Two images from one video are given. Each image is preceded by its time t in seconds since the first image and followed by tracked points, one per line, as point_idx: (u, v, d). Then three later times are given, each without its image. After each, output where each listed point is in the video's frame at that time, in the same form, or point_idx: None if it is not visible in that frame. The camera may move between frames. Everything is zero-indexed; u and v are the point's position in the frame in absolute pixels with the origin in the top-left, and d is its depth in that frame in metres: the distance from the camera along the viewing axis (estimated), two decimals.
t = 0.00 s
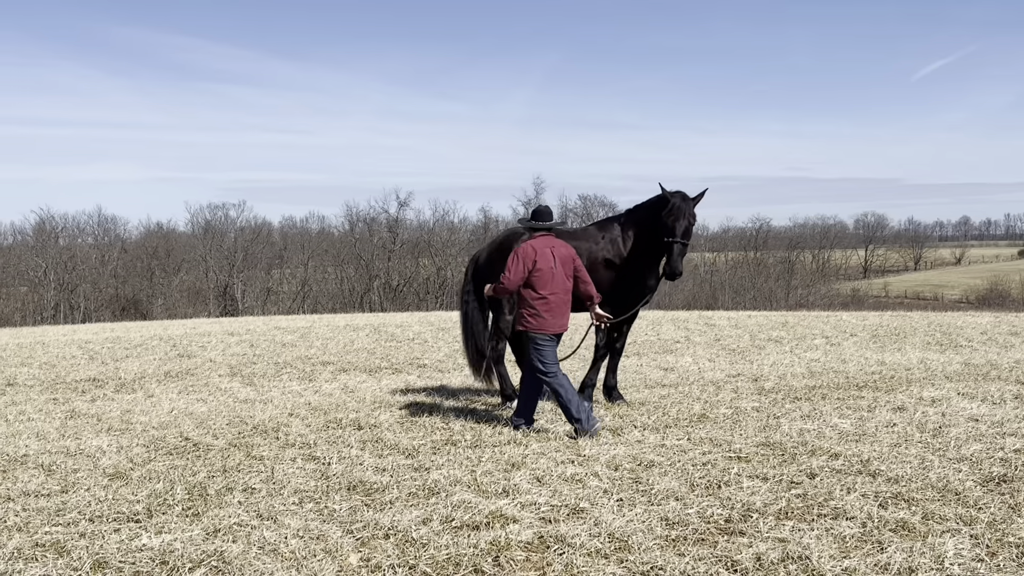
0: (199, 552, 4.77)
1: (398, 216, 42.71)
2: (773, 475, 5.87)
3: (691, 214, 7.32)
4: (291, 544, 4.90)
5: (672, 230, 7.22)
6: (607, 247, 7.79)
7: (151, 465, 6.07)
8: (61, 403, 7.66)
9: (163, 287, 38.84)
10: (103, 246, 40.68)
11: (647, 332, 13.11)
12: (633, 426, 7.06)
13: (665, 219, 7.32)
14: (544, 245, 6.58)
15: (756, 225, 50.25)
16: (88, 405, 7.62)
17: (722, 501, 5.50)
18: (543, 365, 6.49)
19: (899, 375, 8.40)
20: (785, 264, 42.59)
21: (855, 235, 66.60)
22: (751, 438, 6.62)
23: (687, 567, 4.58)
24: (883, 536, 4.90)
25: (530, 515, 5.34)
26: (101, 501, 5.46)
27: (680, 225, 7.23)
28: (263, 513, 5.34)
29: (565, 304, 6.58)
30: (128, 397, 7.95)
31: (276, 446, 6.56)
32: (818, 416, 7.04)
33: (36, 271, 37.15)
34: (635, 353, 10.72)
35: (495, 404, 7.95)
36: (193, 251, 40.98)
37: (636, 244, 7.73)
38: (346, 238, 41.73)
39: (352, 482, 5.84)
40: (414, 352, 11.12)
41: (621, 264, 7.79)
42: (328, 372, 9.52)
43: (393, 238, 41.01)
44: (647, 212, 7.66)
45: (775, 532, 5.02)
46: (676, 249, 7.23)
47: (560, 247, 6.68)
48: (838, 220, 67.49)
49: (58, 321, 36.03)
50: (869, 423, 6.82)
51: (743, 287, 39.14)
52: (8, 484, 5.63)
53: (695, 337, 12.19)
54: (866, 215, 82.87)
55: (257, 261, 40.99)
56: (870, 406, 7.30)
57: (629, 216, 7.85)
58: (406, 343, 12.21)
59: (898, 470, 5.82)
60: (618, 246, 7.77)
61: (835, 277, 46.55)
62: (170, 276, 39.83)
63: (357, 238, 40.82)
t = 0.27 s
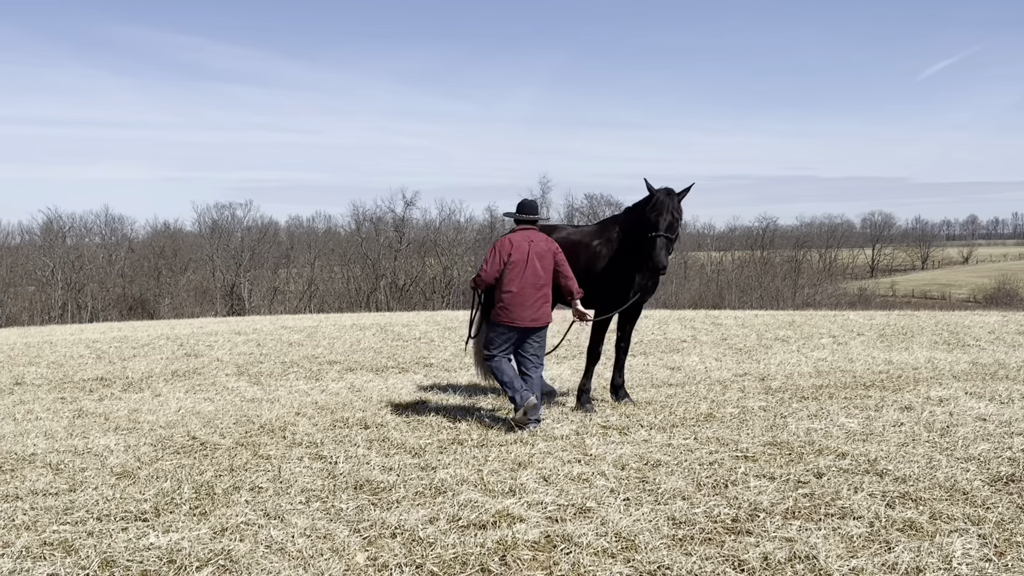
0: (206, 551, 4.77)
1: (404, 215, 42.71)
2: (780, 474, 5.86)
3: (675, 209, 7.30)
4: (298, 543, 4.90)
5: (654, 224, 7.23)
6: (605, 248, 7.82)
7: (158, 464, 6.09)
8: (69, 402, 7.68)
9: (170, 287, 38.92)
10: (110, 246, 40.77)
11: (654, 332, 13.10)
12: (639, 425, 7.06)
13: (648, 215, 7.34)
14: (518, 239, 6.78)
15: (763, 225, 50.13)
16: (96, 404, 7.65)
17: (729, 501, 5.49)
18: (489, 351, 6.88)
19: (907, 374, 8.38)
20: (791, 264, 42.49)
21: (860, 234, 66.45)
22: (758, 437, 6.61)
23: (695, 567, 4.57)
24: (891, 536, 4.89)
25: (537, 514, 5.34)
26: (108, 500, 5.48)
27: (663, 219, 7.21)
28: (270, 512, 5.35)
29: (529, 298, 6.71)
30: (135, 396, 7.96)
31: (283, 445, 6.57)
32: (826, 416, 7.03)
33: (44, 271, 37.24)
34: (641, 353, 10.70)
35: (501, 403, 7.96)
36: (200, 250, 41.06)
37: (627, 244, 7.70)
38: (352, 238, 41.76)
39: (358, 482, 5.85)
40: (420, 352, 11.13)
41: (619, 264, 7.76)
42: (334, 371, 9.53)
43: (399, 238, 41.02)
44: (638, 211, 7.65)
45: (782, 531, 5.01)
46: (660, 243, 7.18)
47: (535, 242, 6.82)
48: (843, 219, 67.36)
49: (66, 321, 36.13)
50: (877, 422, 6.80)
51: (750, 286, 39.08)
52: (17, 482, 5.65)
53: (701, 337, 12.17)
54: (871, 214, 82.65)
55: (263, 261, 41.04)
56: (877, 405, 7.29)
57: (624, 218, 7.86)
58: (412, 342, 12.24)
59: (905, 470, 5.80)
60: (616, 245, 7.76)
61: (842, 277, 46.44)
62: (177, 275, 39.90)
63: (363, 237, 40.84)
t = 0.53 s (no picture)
0: (214, 550, 4.78)
1: (411, 215, 42.74)
2: (788, 474, 5.85)
3: (649, 200, 7.13)
4: (305, 542, 4.91)
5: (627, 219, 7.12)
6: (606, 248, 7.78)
7: (166, 463, 6.10)
8: (77, 402, 7.70)
9: (178, 287, 38.98)
10: (118, 245, 40.85)
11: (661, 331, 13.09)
12: (646, 425, 7.06)
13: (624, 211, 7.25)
14: (486, 239, 6.83)
15: (770, 224, 50.01)
16: (104, 404, 7.66)
17: (736, 501, 5.48)
18: (473, 353, 6.89)
19: (915, 374, 8.35)
20: (799, 264, 42.42)
21: (866, 234, 66.30)
22: (765, 437, 6.60)
23: (702, 567, 4.57)
24: (899, 536, 4.88)
25: (544, 514, 5.34)
26: (117, 499, 5.49)
27: (636, 212, 7.08)
28: (278, 512, 5.36)
29: (494, 297, 6.72)
30: (143, 396, 7.98)
31: (290, 444, 6.58)
32: (833, 416, 7.02)
33: (52, 271, 37.34)
34: (648, 352, 10.69)
35: (507, 403, 7.96)
36: (209, 251, 41.21)
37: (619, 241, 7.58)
38: (360, 239, 41.82)
39: (366, 481, 5.85)
40: (427, 352, 11.14)
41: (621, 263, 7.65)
42: (341, 370, 9.55)
43: (406, 238, 41.07)
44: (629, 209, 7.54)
45: (790, 531, 5.00)
46: (633, 237, 7.05)
47: (503, 240, 6.81)
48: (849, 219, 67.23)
49: (74, 321, 36.23)
50: (885, 422, 6.79)
51: (757, 285, 39.02)
52: (26, 481, 5.67)
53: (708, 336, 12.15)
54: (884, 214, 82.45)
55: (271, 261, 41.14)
56: (885, 405, 7.27)
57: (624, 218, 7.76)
58: (418, 341, 12.25)
59: (913, 470, 5.79)
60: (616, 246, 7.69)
61: (849, 276, 46.32)
62: (185, 275, 39.96)
63: (371, 237, 40.91)
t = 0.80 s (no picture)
0: (223, 550, 4.79)
1: (418, 215, 42.80)
2: (796, 475, 5.84)
3: (624, 191, 7.06)
4: (313, 542, 4.91)
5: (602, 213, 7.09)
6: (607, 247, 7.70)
7: (174, 463, 6.12)
8: (86, 402, 7.72)
9: (186, 287, 39.09)
10: (125, 245, 40.96)
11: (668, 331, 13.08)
12: (653, 425, 7.05)
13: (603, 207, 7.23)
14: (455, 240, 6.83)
15: (776, 224, 49.93)
16: (112, 404, 7.68)
17: (744, 501, 5.48)
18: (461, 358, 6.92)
19: (923, 374, 8.34)
20: (806, 264, 42.37)
21: (872, 233, 66.16)
22: (773, 438, 6.59)
23: (710, 567, 4.56)
24: (907, 536, 4.87)
25: (552, 514, 5.34)
26: (125, 499, 5.50)
27: (610, 205, 7.04)
28: (285, 512, 5.37)
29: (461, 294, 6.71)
30: (151, 396, 8.00)
31: (298, 444, 6.59)
32: (841, 416, 7.00)
33: (60, 271, 37.47)
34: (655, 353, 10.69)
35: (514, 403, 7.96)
36: (217, 251, 41.39)
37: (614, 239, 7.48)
38: (367, 239, 41.90)
39: (373, 481, 5.86)
40: (434, 352, 11.14)
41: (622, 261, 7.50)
42: (348, 371, 9.56)
43: (414, 238, 41.15)
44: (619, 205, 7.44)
45: (797, 532, 4.99)
46: (607, 229, 7.01)
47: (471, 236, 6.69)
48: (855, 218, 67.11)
49: (82, 321, 36.35)
50: (893, 423, 6.77)
51: (764, 285, 38.98)
52: (35, 481, 5.69)
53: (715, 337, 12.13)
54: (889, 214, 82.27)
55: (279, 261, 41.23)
56: (893, 405, 7.26)
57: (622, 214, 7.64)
58: (425, 341, 12.27)
59: (922, 470, 5.78)
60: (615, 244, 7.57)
61: (856, 276, 46.21)
62: (192, 276, 40.06)
63: (378, 237, 41.00)
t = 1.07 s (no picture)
0: (231, 549, 4.80)
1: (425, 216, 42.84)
2: (803, 475, 5.83)
3: (616, 195, 7.00)
4: (321, 542, 4.92)
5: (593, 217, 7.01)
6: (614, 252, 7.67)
7: (182, 463, 6.13)
8: (94, 402, 7.74)
9: (193, 287, 39.18)
10: (132, 245, 41.08)
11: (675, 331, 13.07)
12: (660, 425, 7.05)
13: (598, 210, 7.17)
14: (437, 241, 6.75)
15: (782, 224, 49.84)
16: (121, 404, 7.70)
17: (752, 502, 5.47)
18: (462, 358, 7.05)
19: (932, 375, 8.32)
20: (813, 264, 42.33)
21: (878, 233, 66.03)
22: (780, 438, 6.58)
23: (718, 568, 4.55)
24: (916, 537, 4.86)
25: (559, 514, 5.34)
26: (134, 499, 5.52)
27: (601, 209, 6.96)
28: (293, 512, 5.37)
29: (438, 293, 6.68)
30: (159, 396, 8.02)
31: (305, 444, 6.60)
32: (849, 417, 6.99)
33: (68, 272, 37.60)
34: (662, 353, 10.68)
35: (520, 403, 7.96)
36: (224, 251, 41.49)
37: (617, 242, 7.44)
38: (374, 240, 41.96)
39: (381, 481, 5.87)
40: (441, 352, 11.15)
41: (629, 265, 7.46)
42: (355, 371, 9.58)
43: (421, 238, 41.23)
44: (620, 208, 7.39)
45: (805, 532, 4.98)
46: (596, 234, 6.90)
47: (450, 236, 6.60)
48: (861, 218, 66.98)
49: (89, 321, 36.47)
50: (901, 423, 6.76)
51: (771, 285, 38.95)
52: (44, 481, 5.71)
53: (723, 337, 12.11)
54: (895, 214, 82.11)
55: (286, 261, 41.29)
56: (901, 406, 7.24)
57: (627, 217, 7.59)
58: (432, 342, 12.29)
59: (930, 471, 5.76)
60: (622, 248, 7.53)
61: (863, 276, 46.12)
62: (200, 276, 40.16)
63: (385, 238, 41.06)
